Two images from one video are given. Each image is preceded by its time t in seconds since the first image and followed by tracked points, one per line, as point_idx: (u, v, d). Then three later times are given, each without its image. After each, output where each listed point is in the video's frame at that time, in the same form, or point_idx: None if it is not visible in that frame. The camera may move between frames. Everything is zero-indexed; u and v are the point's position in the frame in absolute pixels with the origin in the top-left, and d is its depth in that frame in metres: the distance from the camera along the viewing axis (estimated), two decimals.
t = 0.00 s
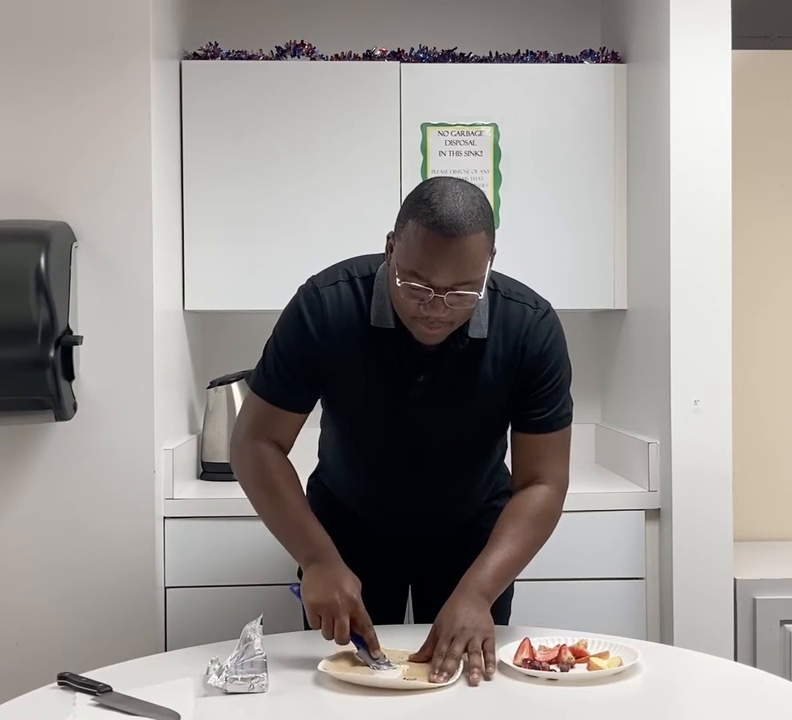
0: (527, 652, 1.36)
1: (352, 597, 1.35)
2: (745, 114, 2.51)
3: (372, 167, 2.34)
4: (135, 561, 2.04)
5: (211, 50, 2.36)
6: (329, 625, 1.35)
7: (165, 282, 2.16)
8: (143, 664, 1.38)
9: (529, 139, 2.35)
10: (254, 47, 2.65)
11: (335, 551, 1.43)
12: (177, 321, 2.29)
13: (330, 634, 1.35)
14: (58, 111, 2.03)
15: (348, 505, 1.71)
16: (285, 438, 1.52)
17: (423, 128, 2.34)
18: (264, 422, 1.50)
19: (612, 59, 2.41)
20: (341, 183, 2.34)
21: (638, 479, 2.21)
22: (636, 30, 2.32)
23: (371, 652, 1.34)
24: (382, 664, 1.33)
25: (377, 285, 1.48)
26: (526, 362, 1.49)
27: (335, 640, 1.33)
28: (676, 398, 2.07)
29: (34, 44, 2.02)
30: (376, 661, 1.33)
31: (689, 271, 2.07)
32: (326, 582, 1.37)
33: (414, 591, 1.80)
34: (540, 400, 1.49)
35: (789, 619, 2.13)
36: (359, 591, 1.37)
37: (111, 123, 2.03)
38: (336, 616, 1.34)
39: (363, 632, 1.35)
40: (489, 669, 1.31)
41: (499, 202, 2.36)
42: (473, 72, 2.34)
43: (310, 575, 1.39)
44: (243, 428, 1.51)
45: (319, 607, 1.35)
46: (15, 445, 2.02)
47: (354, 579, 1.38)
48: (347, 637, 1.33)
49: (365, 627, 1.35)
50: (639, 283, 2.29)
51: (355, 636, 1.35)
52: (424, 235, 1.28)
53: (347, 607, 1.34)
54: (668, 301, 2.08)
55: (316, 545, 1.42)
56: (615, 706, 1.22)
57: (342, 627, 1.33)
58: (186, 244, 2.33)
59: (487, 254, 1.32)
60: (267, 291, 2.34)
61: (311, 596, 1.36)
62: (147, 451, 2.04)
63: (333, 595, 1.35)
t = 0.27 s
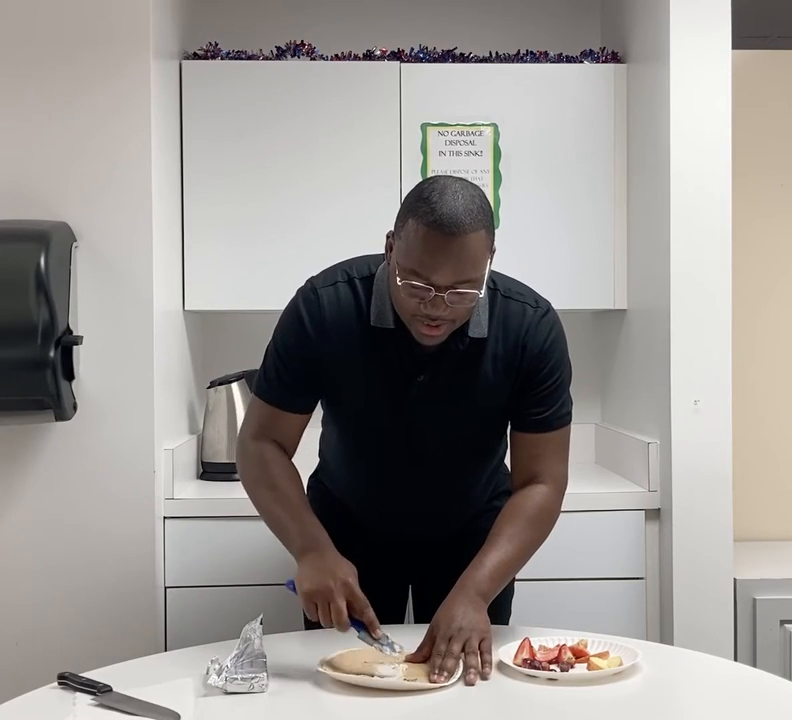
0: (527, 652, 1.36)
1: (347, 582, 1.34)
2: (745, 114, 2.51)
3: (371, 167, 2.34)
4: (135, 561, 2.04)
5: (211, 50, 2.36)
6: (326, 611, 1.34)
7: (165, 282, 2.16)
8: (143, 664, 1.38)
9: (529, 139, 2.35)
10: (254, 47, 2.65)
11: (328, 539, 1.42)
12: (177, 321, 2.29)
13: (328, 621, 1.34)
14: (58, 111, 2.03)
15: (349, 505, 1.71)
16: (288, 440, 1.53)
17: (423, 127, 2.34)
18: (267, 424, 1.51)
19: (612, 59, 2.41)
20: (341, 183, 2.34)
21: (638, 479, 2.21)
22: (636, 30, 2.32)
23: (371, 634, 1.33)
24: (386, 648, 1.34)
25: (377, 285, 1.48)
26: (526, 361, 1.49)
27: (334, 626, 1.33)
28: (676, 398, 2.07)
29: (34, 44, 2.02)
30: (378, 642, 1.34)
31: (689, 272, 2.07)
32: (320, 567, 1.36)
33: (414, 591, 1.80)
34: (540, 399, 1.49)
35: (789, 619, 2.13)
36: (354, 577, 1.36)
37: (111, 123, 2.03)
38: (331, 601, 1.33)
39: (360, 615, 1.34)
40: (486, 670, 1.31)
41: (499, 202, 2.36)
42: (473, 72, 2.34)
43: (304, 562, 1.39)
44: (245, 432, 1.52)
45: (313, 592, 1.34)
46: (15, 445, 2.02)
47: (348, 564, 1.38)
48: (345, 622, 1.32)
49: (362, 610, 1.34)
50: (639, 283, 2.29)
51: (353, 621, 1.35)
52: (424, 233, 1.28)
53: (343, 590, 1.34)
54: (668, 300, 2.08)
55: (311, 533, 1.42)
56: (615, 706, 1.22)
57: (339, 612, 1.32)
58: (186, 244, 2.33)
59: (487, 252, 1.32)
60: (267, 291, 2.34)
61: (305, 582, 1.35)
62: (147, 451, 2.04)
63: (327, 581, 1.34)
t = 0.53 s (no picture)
0: (527, 652, 1.36)
1: (352, 607, 1.35)
2: (745, 113, 2.51)
3: (372, 167, 2.34)
4: (135, 561, 2.04)
5: (211, 50, 2.36)
6: (332, 637, 1.33)
7: (165, 282, 2.16)
8: (143, 664, 1.38)
9: (529, 140, 2.35)
10: (254, 47, 2.65)
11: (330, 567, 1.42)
12: (177, 320, 2.29)
13: (331, 646, 1.34)
14: (58, 111, 2.03)
15: (348, 506, 1.71)
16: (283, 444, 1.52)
17: (423, 128, 2.34)
18: (263, 428, 1.50)
19: (612, 59, 2.41)
20: (341, 183, 2.34)
21: (638, 479, 2.21)
22: (636, 30, 2.32)
23: (375, 657, 1.33)
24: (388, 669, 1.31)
25: (375, 287, 1.47)
26: (525, 362, 1.49)
27: (340, 652, 1.32)
28: (676, 398, 2.07)
29: (34, 44, 2.02)
30: (381, 665, 1.32)
31: (689, 272, 2.07)
32: (327, 595, 1.37)
33: (414, 591, 1.80)
34: (539, 400, 1.49)
35: (789, 619, 2.13)
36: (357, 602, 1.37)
37: (111, 123, 2.03)
38: (338, 626, 1.33)
39: (366, 642, 1.34)
40: (488, 669, 1.31)
41: (499, 202, 2.36)
42: (473, 72, 2.34)
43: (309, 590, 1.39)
44: (240, 434, 1.51)
45: (323, 619, 1.34)
46: (15, 445, 2.02)
47: (353, 593, 1.39)
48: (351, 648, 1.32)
49: (366, 637, 1.34)
50: (639, 283, 2.29)
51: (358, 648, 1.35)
52: (420, 239, 1.28)
53: (348, 615, 1.35)
54: (668, 300, 2.08)
55: (314, 561, 1.42)
56: (615, 706, 1.22)
57: (345, 637, 1.32)
58: (186, 244, 2.33)
59: (483, 257, 1.32)
60: (267, 291, 2.34)
61: (311, 608, 1.36)
62: (147, 451, 2.04)
63: (335, 607, 1.35)
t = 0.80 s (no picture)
0: (527, 652, 1.36)
1: (346, 597, 1.35)
2: (745, 113, 2.51)
3: (372, 167, 2.34)
4: (135, 561, 2.04)
5: (211, 50, 2.36)
6: (324, 627, 1.33)
7: (165, 282, 2.16)
8: (143, 664, 1.38)
9: (529, 139, 2.35)
10: (254, 47, 2.65)
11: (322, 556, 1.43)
12: (177, 321, 2.29)
13: (324, 635, 1.33)
14: (58, 111, 2.03)
15: (348, 504, 1.71)
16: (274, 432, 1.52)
17: (423, 128, 2.34)
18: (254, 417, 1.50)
19: (612, 59, 2.41)
20: (341, 183, 2.34)
21: (638, 479, 2.21)
22: (636, 30, 2.32)
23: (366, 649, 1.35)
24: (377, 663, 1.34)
25: (376, 282, 1.48)
26: (526, 360, 1.49)
27: (332, 642, 1.32)
28: (676, 398, 2.07)
29: (34, 44, 2.02)
30: (372, 659, 1.35)
31: (689, 272, 2.07)
32: (320, 584, 1.37)
33: (414, 591, 1.80)
34: (539, 399, 1.49)
35: (789, 619, 2.13)
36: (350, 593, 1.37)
37: (111, 123, 2.03)
38: (332, 616, 1.33)
39: (356, 632, 1.36)
40: (487, 669, 1.31)
41: (499, 202, 2.36)
42: (473, 72, 2.34)
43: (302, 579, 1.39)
44: (231, 423, 1.51)
45: (317, 609, 1.34)
46: (15, 445, 2.02)
47: (345, 583, 1.39)
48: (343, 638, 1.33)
49: (357, 627, 1.35)
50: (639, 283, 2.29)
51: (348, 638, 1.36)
52: (421, 236, 1.28)
53: (342, 606, 1.35)
54: (668, 300, 2.08)
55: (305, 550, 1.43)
56: (615, 706, 1.22)
57: (338, 627, 1.33)
58: (186, 244, 2.33)
59: (484, 254, 1.32)
60: (267, 291, 2.34)
61: (305, 597, 1.35)
62: (147, 451, 2.04)
63: (329, 597, 1.35)
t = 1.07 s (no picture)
0: (527, 652, 1.36)
1: (336, 576, 1.36)
2: (745, 113, 2.51)
3: (371, 167, 2.34)
4: (135, 561, 2.04)
5: (211, 50, 2.36)
6: (317, 606, 1.35)
7: (165, 282, 2.16)
8: (143, 664, 1.38)
9: (529, 139, 2.35)
10: (254, 47, 2.65)
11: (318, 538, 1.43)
12: (177, 321, 2.29)
13: (318, 615, 1.35)
14: (58, 111, 2.03)
15: (350, 504, 1.71)
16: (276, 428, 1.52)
17: (423, 128, 2.34)
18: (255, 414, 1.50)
19: (613, 59, 2.41)
20: (341, 183, 2.34)
21: (638, 479, 2.21)
22: (636, 30, 2.32)
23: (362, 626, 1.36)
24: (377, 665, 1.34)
25: (377, 281, 1.48)
26: (527, 359, 1.49)
27: (326, 621, 1.34)
28: (676, 398, 2.07)
29: (33, 44, 2.02)
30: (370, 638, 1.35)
31: (689, 272, 2.07)
32: (311, 565, 1.38)
33: (414, 591, 1.80)
34: (540, 397, 1.49)
35: (789, 619, 2.13)
36: (343, 572, 1.38)
37: (111, 123, 2.03)
38: (321, 595, 1.35)
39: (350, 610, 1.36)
40: (482, 669, 1.31)
41: (499, 202, 2.36)
42: (473, 71, 2.34)
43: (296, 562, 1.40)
44: (234, 419, 1.52)
45: (307, 590, 1.36)
46: (15, 445, 2.02)
47: (339, 562, 1.39)
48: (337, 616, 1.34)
49: (351, 604, 1.35)
50: (639, 283, 2.29)
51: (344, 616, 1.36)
52: (428, 233, 1.28)
53: (334, 585, 1.36)
54: (668, 300, 2.08)
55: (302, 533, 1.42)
56: (615, 706, 1.22)
57: (329, 606, 1.34)
58: (186, 244, 2.33)
59: (490, 251, 1.32)
60: (267, 291, 2.34)
61: (297, 581, 1.36)
62: (147, 451, 2.04)
63: (318, 576, 1.36)
